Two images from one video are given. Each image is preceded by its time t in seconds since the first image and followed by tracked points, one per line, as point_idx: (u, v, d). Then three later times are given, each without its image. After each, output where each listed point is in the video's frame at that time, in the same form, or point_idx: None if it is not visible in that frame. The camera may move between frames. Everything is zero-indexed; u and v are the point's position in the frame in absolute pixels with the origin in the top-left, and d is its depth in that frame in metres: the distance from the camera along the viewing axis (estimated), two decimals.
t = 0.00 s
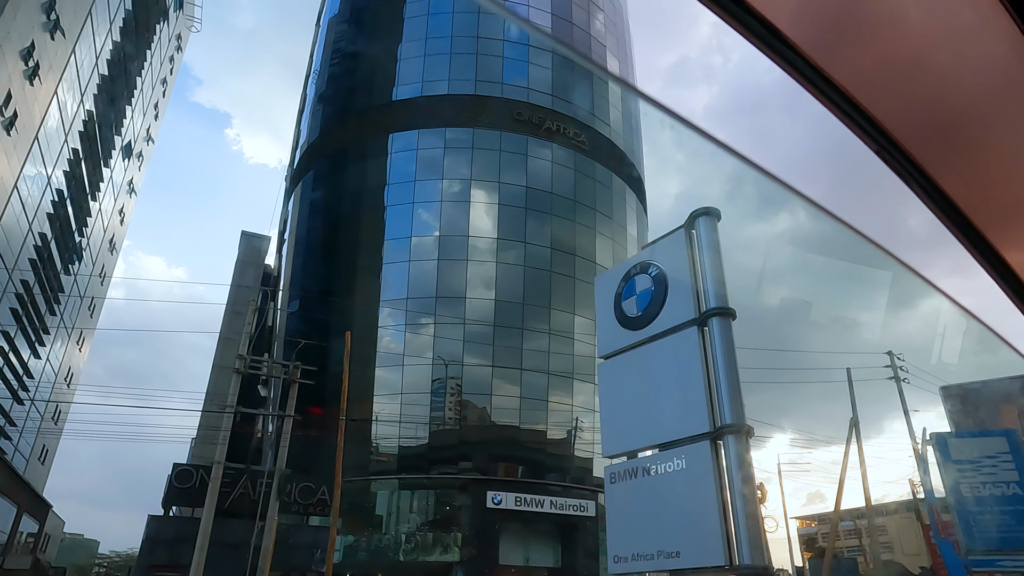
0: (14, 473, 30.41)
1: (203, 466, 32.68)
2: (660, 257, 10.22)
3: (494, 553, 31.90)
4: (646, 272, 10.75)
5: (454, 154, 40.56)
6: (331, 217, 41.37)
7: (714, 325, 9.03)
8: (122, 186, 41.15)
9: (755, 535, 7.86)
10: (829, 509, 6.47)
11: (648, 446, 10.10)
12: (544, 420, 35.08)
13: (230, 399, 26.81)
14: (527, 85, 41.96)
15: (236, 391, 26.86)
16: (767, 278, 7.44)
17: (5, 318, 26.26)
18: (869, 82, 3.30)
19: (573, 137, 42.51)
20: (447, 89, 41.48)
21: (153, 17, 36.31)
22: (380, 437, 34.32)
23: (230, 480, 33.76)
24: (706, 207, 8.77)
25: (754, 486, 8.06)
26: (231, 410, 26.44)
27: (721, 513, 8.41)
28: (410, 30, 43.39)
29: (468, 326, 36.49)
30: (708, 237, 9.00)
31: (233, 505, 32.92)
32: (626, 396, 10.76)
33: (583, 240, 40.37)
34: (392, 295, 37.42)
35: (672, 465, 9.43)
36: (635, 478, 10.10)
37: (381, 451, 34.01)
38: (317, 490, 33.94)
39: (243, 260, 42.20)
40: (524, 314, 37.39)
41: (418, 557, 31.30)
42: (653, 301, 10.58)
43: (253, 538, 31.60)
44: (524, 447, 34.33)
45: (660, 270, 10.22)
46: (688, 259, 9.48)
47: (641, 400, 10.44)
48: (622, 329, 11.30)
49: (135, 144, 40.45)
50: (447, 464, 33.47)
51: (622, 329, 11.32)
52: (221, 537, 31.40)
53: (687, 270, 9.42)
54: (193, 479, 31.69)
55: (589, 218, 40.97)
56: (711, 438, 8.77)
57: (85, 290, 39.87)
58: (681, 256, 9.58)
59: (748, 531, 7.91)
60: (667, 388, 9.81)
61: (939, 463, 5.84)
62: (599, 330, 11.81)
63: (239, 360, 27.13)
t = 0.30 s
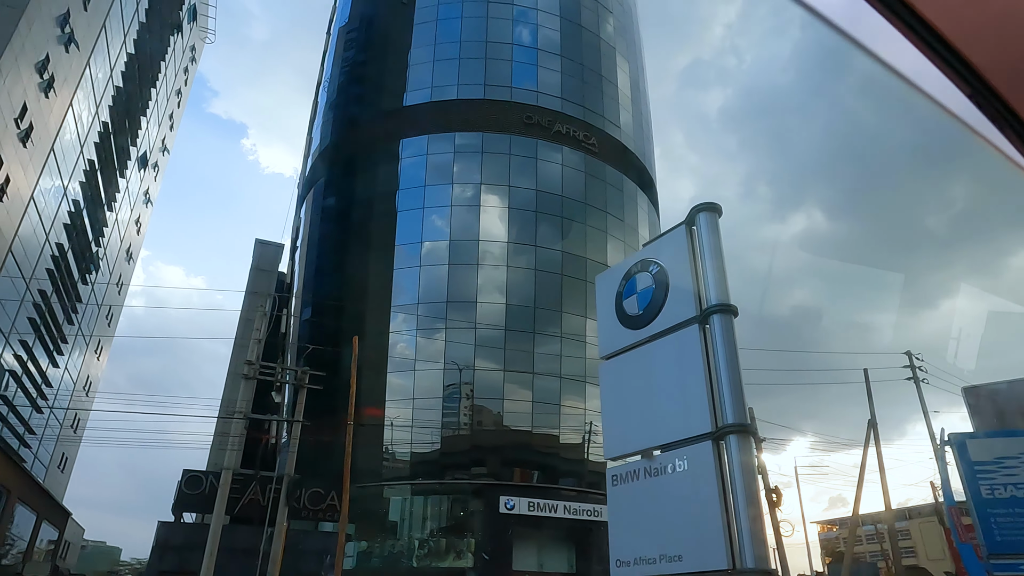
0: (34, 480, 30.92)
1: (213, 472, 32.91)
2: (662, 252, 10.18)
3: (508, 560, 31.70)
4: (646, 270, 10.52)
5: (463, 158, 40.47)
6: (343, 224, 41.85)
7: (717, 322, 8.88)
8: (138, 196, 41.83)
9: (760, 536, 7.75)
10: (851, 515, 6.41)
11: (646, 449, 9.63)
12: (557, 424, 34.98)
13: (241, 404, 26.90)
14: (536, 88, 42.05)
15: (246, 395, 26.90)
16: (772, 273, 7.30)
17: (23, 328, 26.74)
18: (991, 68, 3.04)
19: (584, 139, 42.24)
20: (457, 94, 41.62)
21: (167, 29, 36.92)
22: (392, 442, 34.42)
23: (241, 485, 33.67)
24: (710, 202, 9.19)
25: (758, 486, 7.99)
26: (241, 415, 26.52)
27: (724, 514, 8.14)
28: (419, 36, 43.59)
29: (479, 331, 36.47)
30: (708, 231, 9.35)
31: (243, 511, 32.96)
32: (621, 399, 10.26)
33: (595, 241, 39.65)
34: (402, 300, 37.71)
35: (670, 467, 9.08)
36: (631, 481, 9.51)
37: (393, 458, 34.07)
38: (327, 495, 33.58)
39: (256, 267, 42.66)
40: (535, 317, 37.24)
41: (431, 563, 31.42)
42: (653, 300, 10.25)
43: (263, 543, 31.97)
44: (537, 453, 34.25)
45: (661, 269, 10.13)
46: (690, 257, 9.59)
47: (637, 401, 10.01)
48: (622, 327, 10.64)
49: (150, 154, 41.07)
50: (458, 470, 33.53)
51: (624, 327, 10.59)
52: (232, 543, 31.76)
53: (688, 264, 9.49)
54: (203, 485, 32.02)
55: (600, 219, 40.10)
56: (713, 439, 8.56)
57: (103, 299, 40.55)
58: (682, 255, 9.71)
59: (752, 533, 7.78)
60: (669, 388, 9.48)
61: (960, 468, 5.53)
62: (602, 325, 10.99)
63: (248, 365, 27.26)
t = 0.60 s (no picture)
0: (49, 484, 31.32)
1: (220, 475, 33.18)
2: (662, 252, 10.12)
3: (518, 562, 31.49)
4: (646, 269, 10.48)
5: (469, 161, 40.46)
6: (351, 227, 41.95)
7: (715, 320, 8.86)
8: (150, 202, 42.31)
9: (758, 535, 7.71)
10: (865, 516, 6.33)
11: (648, 449, 9.58)
12: (566, 425, 35.04)
13: (248, 410, 26.69)
14: (542, 89, 42.12)
15: (252, 400, 26.75)
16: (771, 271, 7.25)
17: (36, 333, 27.09)
18: None
19: (591, 140, 42.28)
20: (463, 96, 41.63)
21: (176, 36, 37.29)
22: (400, 444, 34.51)
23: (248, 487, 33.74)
24: (709, 199, 9.07)
25: (756, 484, 7.94)
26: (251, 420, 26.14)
27: (723, 513, 8.07)
28: (426, 38, 43.72)
29: (487, 332, 36.39)
30: (707, 230, 9.28)
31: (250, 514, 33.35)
32: (623, 398, 10.24)
33: (603, 243, 40.06)
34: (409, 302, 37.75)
35: (670, 467, 9.03)
36: (634, 480, 9.53)
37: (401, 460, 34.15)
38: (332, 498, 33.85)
39: (266, 271, 42.97)
40: (543, 319, 37.19)
41: (441, 565, 31.42)
42: (652, 299, 10.21)
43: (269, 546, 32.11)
44: (546, 455, 34.12)
45: (661, 267, 10.09)
46: (690, 254, 9.58)
47: (638, 400, 9.99)
48: (622, 326, 10.61)
49: (161, 160, 41.47)
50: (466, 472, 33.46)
51: (624, 325, 10.56)
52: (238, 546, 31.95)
53: (688, 261, 9.50)
54: (209, 488, 32.28)
55: (608, 221, 40.66)
56: (713, 438, 8.49)
57: (115, 304, 41.04)
58: (682, 254, 9.68)
59: (751, 533, 7.71)
60: (669, 387, 9.43)
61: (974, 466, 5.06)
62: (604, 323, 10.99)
63: (256, 369, 27.11)
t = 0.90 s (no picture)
0: (64, 488, 31.65)
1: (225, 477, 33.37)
2: (657, 249, 9.98)
3: (528, 564, 31.11)
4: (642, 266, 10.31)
5: (475, 162, 40.46)
6: (359, 230, 42.07)
7: (711, 316, 8.80)
8: (162, 208, 42.73)
9: (754, 535, 7.57)
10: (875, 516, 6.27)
11: (643, 449, 9.40)
12: (575, 426, 34.87)
13: (249, 412, 26.39)
14: (549, 90, 42.13)
15: (254, 402, 26.56)
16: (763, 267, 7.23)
17: (50, 338, 27.39)
18: None
19: (598, 140, 42.23)
20: (470, 97, 41.71)
21: (186, 43, 37.67)
22: (408, 446, 34.57)
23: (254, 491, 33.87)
24: (705, 192, 9.17)
25: (752, 483, 7.81)
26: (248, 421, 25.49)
27: (718, 512, 7.92)
28: (432, 40, 43.89)
29: (495, 334, 36.34)
30: (702, 223, 9.38)
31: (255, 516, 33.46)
32: (619, 398, 10.07)
33: (611, 243, 39.89)
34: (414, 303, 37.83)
35: (667, 467, 8.87)
36: (631, 480, 9.37)
37: (410, 462, 34.19)
38: (338, 500, 33.74)
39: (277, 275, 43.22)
40: (551, 320, 37.09)
41: (450, 568, 31.30)
42: (647, 295, 10.07)
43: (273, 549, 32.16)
44: (556, 456, 33.96)
45: (656, 263, 9.94)
46: (685, 249, 9.53)
47: (634, 399, 9.83)
48: (617, 324, 10.50)
49: (173, 166, 42.05)
50: (475, 474, 33.46)
51: (620, 323, 10.46)
52: (244, 548, 32.11)
53: (683, 257, 9.42)
54: (215, 490, 32.50)
55: (616, 221, 40.53)
56: (708, 437, 8.35)
57: (128, 309, 41.45)
58: (676, 250, 9.61)
59: (746, 533, 7.57)
60: (666, 385, 9.28)
61: (985, 463, 5.53)
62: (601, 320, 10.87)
63: (259, 370, 26.93)
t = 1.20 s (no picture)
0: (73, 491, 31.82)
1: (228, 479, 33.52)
2: (650, 242, 9.40)
3: (534, 565, 31.15)
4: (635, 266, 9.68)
5: (479, 163, 40.49)
6: (364, 232, 42.17)
7: (703, 314, 8.25)
8: (170, 211, 43.01)
9: (747, 540, 7.16)
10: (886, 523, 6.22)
11: (635, 448, 8.89)
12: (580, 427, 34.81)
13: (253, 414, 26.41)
14: (553, 89, 42.06)
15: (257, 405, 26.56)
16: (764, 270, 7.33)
17: (58, 341, 27.55)
18: None
19: (603, 139, 42.11)
20: (474, 98, 41.75)
21: (192, 48, 37.88)
22: (413, 448, 34.65)
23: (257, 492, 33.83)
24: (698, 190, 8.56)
25: (744, 486, 7.38)
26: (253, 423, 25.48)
27: (709, 515, 7.47)
28: (436, 42, 43.98)
29: (499, 334, 36.19)
30: (696, 219, 8.73)
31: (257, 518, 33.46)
32: (610, 396, 9.57)
33: (616, 242, 39.74)
34: (419, 304, 37.90)
35: (658, 467, 8.38)
36: (621, 481, 8.86)
37: (414, 464, 34.28)
38: (340, 502, 33.80)
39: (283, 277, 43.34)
40: (556, 321, 37.02)
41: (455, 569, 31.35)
42: (641, 293, 9.50)
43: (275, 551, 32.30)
44: (561, 457, 33.91)
45: (650, 261, 9.33)
46: (678, 242, 8.96)
47: (625, 398, 9.31)
48: (608, 322, 9.92)
49: (181, 169, 42.42)
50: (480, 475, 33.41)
51: (612, 320, 9.87)
52: (247, 551, 32.34)
53: (675, 251, 8.87)
54: (217, 492, 32.63)
55: (621, 221, 40.43)
56: (699, 437, 7.88)
57: (137, 312, 41.73)
58: (670, 247, 9.01)
59: (739, 538, 7.15)
60: (657, 384, 8.77)
61: (994, 466, 5.50)
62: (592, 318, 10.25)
63: (262, 372, 26.95)
